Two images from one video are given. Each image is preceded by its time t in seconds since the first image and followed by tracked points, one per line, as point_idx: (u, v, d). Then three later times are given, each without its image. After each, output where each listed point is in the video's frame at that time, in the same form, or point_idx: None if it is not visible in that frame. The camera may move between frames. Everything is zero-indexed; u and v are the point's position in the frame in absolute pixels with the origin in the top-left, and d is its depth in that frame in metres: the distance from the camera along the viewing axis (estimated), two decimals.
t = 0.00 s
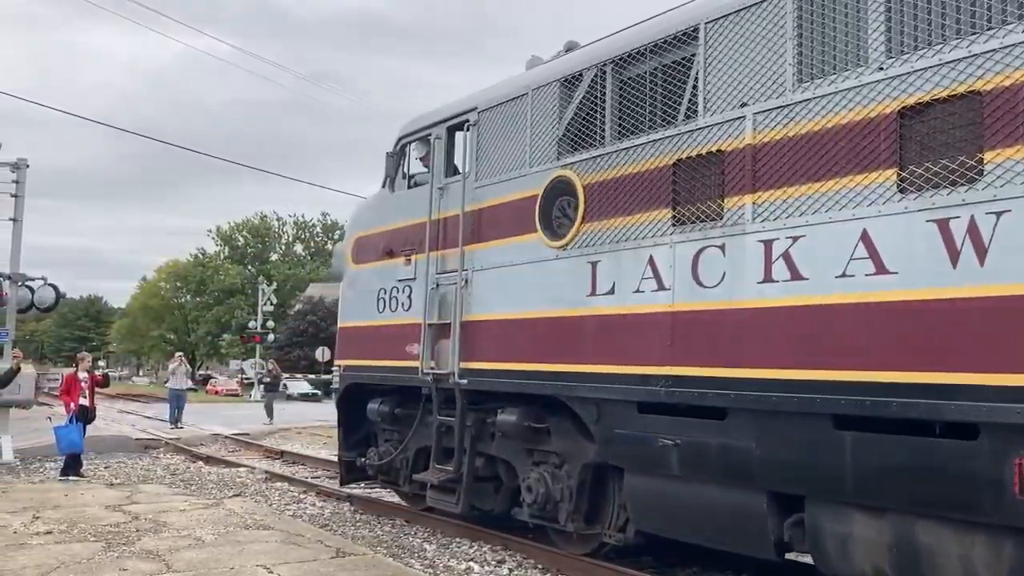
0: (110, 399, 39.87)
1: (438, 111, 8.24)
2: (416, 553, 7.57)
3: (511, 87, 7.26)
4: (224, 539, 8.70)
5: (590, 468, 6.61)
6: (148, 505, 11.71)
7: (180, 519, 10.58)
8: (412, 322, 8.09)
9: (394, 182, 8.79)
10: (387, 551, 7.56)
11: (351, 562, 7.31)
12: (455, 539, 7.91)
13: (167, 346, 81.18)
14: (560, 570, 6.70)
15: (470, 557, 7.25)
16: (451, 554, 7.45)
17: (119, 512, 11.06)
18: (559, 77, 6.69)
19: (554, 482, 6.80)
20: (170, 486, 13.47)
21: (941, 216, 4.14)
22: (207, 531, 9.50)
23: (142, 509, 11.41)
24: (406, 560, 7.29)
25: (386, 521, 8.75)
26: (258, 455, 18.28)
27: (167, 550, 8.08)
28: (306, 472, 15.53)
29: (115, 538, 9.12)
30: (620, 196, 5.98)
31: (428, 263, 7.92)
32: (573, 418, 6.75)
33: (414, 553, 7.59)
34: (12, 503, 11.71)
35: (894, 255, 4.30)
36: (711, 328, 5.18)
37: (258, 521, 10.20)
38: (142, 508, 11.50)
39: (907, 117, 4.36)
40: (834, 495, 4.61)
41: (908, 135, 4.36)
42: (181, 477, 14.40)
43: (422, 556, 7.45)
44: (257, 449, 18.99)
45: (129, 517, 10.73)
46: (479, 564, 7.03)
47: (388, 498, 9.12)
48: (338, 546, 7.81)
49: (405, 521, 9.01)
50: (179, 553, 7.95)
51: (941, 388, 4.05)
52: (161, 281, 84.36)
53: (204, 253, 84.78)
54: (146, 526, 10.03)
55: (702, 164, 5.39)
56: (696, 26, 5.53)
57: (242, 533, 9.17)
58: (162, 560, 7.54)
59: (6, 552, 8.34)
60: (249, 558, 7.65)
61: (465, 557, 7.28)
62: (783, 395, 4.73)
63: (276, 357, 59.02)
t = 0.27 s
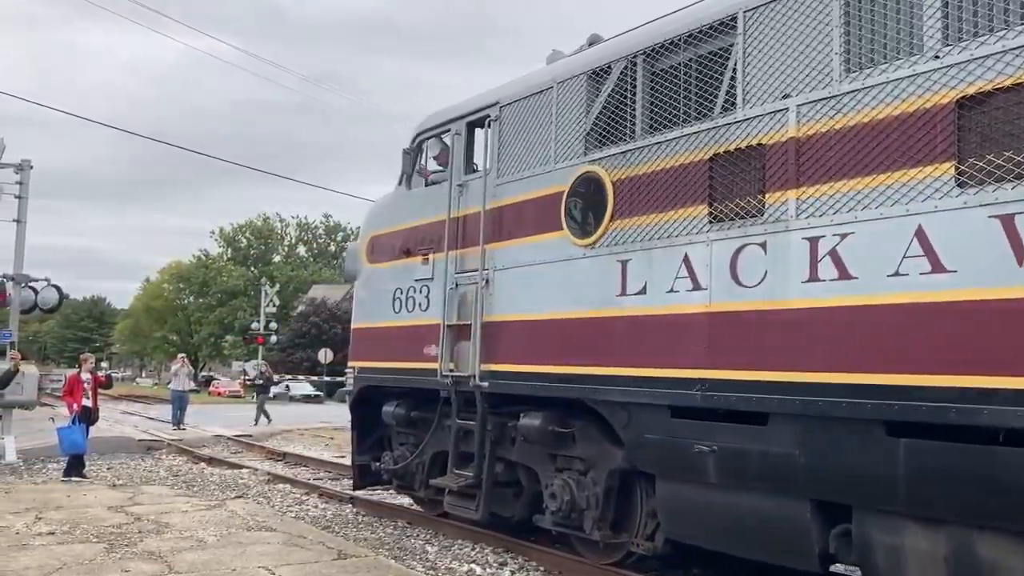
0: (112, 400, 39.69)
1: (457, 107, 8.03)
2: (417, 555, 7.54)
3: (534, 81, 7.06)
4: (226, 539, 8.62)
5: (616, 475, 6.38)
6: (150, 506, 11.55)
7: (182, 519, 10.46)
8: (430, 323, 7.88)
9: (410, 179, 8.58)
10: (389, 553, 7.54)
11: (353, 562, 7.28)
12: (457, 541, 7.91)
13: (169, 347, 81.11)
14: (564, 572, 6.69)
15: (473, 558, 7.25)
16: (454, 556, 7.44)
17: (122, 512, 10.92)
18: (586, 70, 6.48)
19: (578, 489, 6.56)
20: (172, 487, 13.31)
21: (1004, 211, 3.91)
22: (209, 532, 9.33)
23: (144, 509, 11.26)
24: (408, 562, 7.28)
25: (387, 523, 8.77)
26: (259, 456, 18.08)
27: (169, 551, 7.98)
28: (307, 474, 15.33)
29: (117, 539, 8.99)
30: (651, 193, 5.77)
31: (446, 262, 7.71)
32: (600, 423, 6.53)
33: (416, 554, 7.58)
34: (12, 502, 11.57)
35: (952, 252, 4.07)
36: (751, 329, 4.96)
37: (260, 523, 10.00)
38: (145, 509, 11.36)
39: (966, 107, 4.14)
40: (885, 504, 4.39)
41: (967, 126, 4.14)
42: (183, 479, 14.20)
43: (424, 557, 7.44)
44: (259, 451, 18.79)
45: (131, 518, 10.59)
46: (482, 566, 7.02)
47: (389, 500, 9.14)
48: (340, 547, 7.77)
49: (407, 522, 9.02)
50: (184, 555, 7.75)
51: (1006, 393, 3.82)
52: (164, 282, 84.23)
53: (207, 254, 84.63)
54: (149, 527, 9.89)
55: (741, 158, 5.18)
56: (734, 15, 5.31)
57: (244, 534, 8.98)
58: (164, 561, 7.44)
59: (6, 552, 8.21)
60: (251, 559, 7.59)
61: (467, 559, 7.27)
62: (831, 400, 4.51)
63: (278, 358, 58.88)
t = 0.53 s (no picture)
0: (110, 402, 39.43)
1: (474, 103, 7.80)
2: (416, 559, 7.51)
3: (555, 75, 6.83)
4: (225, 541, 8.52)
5: (641, 482, 6.14)
6: (149, 508, 11.36)
7: (181, 521, 10.31)
8: (445, 324, 7.66)
9: (423, 177, 8.35)
10: (388, 555, 7.59)
11: (352, 565, 7.30)
12: (456, 544, 7.97)
13: (167, 349, 80.92)
14: None
15: (471, 562, 7.30)
16: (452, 559, 7.50)
17: (120, 514, 10.75)
18: (611, 63, 6.25)
19: (602, 496, 6.33)
20: (171, 489, 13.13)
21: None
22: (208, 534, 9.17)
23: (143, 511, 11.09)
24: (407, 565, 7.33)
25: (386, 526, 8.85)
26: (258, 459, 17.85)
27: (168, 553, 7.86)
28: (306, 476, 15.11)
29: (115, 540, 8.84)
30: (681, 189, 5.54)
31: (462, 262, 7.48)
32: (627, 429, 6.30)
33: (415, 557, 7.64)
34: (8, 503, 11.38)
35: (1012, 251, 3.85)
36: (792, 332, 4.74)
37: (260, 526, 9.78)
38: (143, 510, 11.19)
39: None
40: (941, 515, 4.17)
41: None
42: (182, 481, 14.01)
43: (423, 560, 7.49)
44: (257, 453, 18.57)
45: (130, 520, 10.41)
46: (480, 569, 7.08)
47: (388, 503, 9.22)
48: (340, 550, 7.78)
49: (406, 526, 9.10)
50: (186, 560, 7.54)
51: None
52: (162, 283, 83.99)
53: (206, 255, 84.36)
54: (147, 529, 9.72)
55: (780, 153, 4.96)
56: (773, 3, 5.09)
57: (243, 536, 8.78)
58: (162, 563, 7.33)
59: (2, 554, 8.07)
60: (250, 562, 7.52)
61: (465, 562, 7.32)
62: (880, 406, 4.29)
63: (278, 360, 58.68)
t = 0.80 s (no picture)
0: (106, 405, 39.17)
1: (489, 99, 7.59)
2: (413, 562, 7.44)
3: (576, 70, 6.61)
4: (221, 544, 8.39)
5: (666, 490, 5.92)
6: (145, 511, 11.14)
7: (176, 524, 10.12)
8: (459, 327, 7.43)
9: (436, 176, 8.13)
10: (384, 559, 7.53)
11: (348, 568, 7.23)
12: (453, 548, 7.90)
13: (163, 352, 80.61)
14: None
15: (468, 566, 7.23)
16: (449, 563, 7.42)
17: (116, 518, 10.53)
18: (636, 56, 6.04)
19: (625, 505, 6.10)
20: (167, 493, 12.90)
21: None
22: (204, 538, 8.99)
23: (138, 514, 10.88)
24: (403, 568, 7.26)
25: (381, 529, 8.81)
26: (255, 462, 17.61)
27: (163, 556, 7.71)
28: (302, 480, 14.87)
29: (110, 543, 8.65)
30: (713, 186, 5.32)
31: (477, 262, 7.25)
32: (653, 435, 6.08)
33: (412, 561, 7.57)
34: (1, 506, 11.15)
35: None
36: (834, 335, 4.53)
37: (256, 531, 9.60)
38: (139, 514, 10.98)
39: None
40: (1001, 530, 3.96)
41: None
42: (178, 484, 13.78)
43: (419, 564, 7.42)
44: (254, 456, 18.33)
45: (125, 523, 10.20)
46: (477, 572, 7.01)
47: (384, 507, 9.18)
48: (335, 554, 7.71)
49: (402, 529, 9.05)
50: (182, 564, 7.38)
51: None
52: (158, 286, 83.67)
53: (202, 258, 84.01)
54: (143, 532, 9.51)
55: (820, 148, 4.75)
56: None
57: (239, 540, 8.62)
58: (157, 567, 7.19)
59: None
60: (245, 565, 7.42)
61: (462, 566, 7.25)
62: (933, 412, 4.07)
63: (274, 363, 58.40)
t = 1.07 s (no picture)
0: (96, 410, 38.82)
1: (502, 95, 7.36)
2: (404, 568, 7.46)
3: (595, 65, 6.39)
4: (213, 549, 8.25)
5: (691, 501, 5.68)
6: (136, 516, 10.89)
7: (168, 529, 9.90)
8: (471, 330, 7.19)
9: (446, 175, 7.90)
10: (375, 564, 7.55)
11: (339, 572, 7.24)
12: (445, 553, 7.92)
13: (154, 356, 80.16)
14: None
15: (460, 571, 7.25)
16: (440, 568, 7.45)
17: (106, 522, 10.29)
18: (660, 50, 5.82)
19: (647, 516, 5.86)
20: (159, 497, 12.65)
21: None
22: (195, 543, 8.81)
23: (129, 519, 10.64)
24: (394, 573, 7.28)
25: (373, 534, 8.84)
26: (248, 467, 17.35)
27: (154, 562, 7.56)
28: (295, 484, 14.61)
29: (100, 549, 8.45)
30: (743, 184, 5.10)
31: (490, 264, 7.02)
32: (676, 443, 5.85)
33: (403, 566, 7.59)
34: None
35: None
36: (878, 338, 4.31)
37: (250, 537, 9.36)
38: (130, 518, 10.73)
39: None
40: None
41: None
42: (170, 489, 13.51)
43: (411, 569, 7.44)
44: (246, 460, 18.05)
45: (116, 528, 9.96)
46: None
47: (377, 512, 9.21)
48: (327, 558, 7.71)
49: (394, 534, 9.08)
50: (175, 571, 7.16)
51: None
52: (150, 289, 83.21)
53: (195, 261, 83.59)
54: (134, 537, 9.29)
55: (860, 143, 4.53)
56: None
57: (231, 545, 8.47)
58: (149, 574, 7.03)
59: None
60: (237, 570, 7.33)
61: (454, 571, 7.27)
62: (987, 421, 3.86)
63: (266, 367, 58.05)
